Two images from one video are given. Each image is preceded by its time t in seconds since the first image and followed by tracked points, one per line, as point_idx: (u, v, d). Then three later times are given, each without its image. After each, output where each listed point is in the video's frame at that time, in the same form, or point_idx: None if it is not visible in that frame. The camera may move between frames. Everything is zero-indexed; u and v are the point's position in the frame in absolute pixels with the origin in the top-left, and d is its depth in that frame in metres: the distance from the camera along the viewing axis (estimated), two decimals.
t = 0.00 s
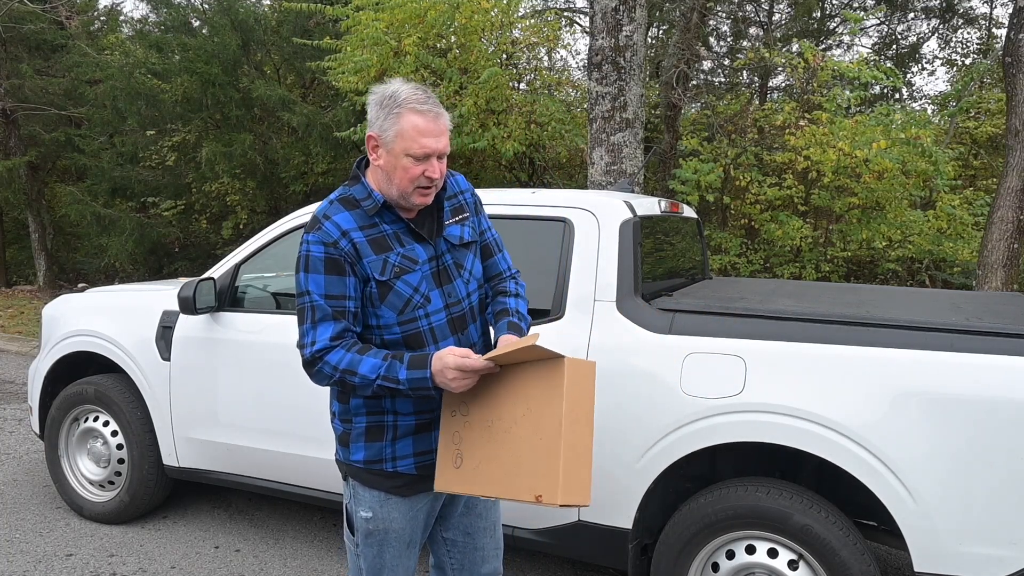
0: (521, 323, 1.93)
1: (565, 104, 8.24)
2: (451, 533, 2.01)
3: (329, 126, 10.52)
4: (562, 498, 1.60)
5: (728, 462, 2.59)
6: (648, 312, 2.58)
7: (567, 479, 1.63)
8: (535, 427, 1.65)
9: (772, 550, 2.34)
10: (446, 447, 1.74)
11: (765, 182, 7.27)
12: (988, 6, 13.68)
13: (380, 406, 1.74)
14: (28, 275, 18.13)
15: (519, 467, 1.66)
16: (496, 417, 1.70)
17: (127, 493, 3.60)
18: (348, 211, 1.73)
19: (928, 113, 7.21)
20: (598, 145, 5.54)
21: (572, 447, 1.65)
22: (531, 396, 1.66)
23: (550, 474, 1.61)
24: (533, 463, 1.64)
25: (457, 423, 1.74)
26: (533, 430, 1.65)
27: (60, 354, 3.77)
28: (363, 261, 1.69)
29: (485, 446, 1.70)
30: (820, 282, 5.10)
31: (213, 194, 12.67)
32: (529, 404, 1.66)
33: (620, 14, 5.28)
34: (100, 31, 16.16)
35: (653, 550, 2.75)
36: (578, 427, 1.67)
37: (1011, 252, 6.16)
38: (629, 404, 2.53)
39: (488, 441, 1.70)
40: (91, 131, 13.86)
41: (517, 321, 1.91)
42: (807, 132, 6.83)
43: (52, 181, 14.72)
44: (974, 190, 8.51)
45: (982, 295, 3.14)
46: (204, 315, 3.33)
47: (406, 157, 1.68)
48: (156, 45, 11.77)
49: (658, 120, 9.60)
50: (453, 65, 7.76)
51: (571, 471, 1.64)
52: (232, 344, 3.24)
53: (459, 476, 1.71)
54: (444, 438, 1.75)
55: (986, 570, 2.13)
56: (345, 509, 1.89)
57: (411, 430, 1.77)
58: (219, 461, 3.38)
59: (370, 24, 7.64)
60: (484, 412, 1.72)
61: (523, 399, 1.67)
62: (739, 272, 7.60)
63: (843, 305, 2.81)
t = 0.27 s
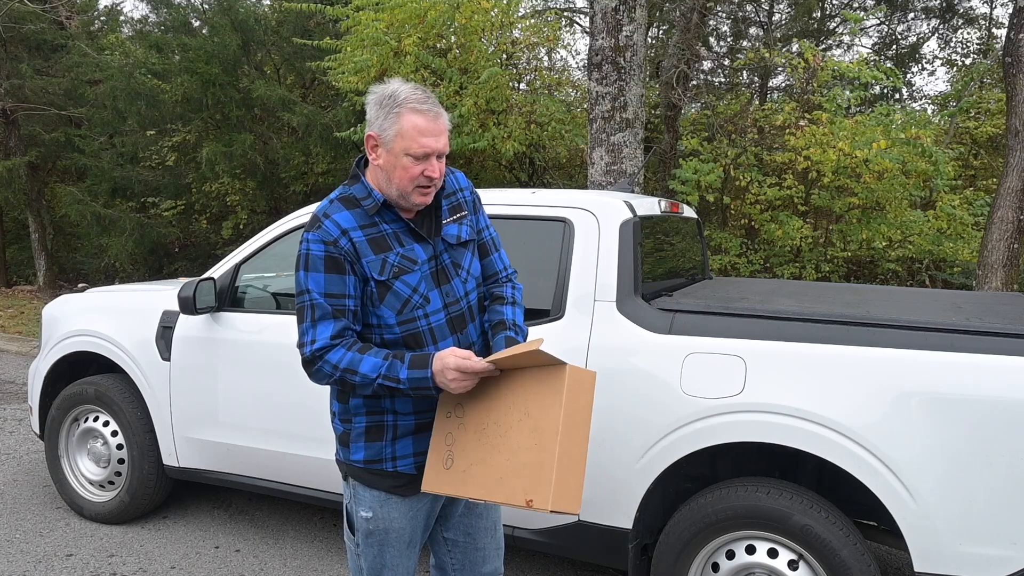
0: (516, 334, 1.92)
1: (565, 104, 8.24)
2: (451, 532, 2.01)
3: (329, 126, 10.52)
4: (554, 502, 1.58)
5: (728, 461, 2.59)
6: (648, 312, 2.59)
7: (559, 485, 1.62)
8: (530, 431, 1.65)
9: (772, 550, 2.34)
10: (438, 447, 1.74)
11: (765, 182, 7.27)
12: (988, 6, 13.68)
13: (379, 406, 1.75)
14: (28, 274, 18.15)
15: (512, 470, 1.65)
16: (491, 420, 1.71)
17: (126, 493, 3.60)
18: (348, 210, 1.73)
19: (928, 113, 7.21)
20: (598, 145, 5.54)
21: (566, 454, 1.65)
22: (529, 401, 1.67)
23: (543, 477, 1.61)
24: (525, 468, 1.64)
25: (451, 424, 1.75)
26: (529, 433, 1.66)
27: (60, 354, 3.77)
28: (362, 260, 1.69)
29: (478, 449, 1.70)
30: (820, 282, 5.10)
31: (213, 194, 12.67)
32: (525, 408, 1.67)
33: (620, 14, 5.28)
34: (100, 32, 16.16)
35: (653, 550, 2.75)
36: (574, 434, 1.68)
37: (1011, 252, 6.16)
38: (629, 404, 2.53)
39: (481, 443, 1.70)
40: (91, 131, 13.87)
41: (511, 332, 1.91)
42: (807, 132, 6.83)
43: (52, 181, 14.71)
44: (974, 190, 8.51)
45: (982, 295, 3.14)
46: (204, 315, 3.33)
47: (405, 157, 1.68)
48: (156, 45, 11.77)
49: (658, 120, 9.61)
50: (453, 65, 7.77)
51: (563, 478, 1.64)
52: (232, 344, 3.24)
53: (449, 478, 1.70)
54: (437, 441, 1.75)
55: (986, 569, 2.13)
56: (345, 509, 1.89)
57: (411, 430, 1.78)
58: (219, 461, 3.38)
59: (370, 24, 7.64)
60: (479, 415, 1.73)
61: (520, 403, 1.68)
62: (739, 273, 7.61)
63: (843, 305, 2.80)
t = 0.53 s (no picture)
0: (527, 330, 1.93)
1: (565, 104, 8.24)
2: (451, 533, 2.01)
3: (329, 126, 10.51)
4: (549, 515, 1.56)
5: (728, 461, 2.59)
6: (648, 312, 2.58)
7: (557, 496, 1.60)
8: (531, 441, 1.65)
9: (772, 550, 2.34)
10: (435, 447, 1.74)
11: (765, 182, 7.26)
12: (988, 6, 13.68)
13: (380, 406, 1.74)
14: (28, 275, 18.15)
15: (508, 477, 1.65)
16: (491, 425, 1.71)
17: (127, 493, 3.60)
18: (350, 209, 1.73)
19: (928, 113, 7.21)
20: (598, 145, 5.54)
21: (567, 467, 1.63)
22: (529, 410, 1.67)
23: (539, 488, 1.60)
24: (522, 476, 1.63)
25: (449, 425, 1.76)
26: (528, 443, 1.65)
27: (60, 354, 3.77)
28: (364, 259, 1.69)
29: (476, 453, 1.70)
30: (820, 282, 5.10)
31: (213, 194, 12.67)
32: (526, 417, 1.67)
33: (620, 14, 5.28)
34: (100, 32, 16.16)
35: (653, 550, 2.75)
36: (575, 449, 1.66)
37: (1011, 253, 6.16)
38: (629, 404, 2.52)
39: (479, 446, 1.70)
40: (91, 131, 13.87)
41: (521, 325, 1.92)
42: (807, 132, 6.83)
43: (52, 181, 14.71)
44: (974, 190, 8.52)
45: (982, 295, 3.14)
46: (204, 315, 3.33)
47: (407, 157, 1.68)
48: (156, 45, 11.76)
49: (658, 120, 9.61)
50: (453, 65, 7.77)
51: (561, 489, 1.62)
52: (232, 344, 3.24)
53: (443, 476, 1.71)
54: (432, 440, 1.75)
55: (986, 570, 2.12)
56: (345, 509, 1.89)
57: (411, 429, 1.78)
58: (219, 461, 3.38)
59: (370, 24, 7.64)
60: (480, 419, 1.73)
61: (521, 413, 1.68)
62: (739, 272, 7.61)
63: (843, 306, 2.80)
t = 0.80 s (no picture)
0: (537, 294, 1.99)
1: (565, 104, 8.24)
2: (451, 534, 2.01)
3: (329, 126, 10.51)
4: (605, 503, 1.59)
5: (728, 461, 2.59)
6: (648, 312, 2.58)
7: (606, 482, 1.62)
8: (566, 435, 1.64)
9: (772, 550, 2.34)
10: (472, 455, 1.76)
11: (765, 182, 7.26)
12: (988, 6, 13.68)
13: (380, 405, 1.74)
14: (28, 275, 18.16)
15: (553, 473, 1.66)
16: (521, 425, 1.69)
17: (126, 493, 3.60)
18: (349, 210, 1.73)
19: (928, 113, 7.21)
20: (598, 145, 5.54)
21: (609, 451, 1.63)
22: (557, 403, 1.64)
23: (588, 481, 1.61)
24: (568, 470, 1.64)
25: (478, 430, 1.74)
26: (564, 438, 1.64)
27: (59, 354, 3.77)
28: (365, 259, 1.69)
29: (514, 453, 1.70)
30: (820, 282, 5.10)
31: (213, 194, 12.67)
32: (553, 412, 1.64)
33: (620, 14, 5.28)
34: (100, 32, 16.16)
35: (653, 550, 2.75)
36: (611, 429, 1.64)
37: (1011, 252, 6.16)
38: (629, 404, 2.52)
39: (516, 448, 1.70)
40: (91, 131, 13.87)
41: (531, 294, 1.97)
42: (807, 132, 6.83)
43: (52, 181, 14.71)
44: (974, 190, 8.52)
45: (982, 295, 3.14)
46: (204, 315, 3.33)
47: (406, 157, 1.68)
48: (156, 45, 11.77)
49: (658, 120, 9.61)
50: (453, 65, 7.77)
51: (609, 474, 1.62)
52: (232, 344, 3.24)
53: (489, 481, 1.73)
54: (467, 448, 1.76)
55: (986, 570, 2.13)
56: (345, 509, 1.90)
57: (412, 429, 1.77)
58: (219, 461, 3.38)
59: (370, 24, 7.65)
60: (506, 420, 1.71)
61: (547, 408, 1.65)
62: (740, 272, 7.61)
63: (843, 306, 2.81)
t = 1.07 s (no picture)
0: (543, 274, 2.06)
1: (565, 104, 8.24)
2: (454, 532, 2.01)
3: (329, 126, 10.52)
4: (616, 514, 1.55)
5: (728, 461, 2.59)
6: (648, 311, 2.58)
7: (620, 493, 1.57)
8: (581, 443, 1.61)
9: (772, 550, 2.34)
10: (490, 447, 1.79)
11: (765, 182, 7.26)
12: (988, 6, 13.69)
13: (387, 405, 1.74)
14: (28, 274, 18.16)
15: (567, 478, 1.64)
16: (539, 426, 1.69)
17: (126, 493, 3.60)
18: (349, 213, 1.72)
19: (928, 113, 7.21)
20: (598, 145, 5.54)
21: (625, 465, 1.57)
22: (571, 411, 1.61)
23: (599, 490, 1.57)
24: (581, 477, 1.61)
25: (494, 424, 1.78)
26: (579, 445, 1.61)
27: (59, 354, 3.77)
28: (369, 260, 1.69)
29: (531, 453, 1.71)
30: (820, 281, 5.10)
31: (213, 194, 12.68)
32: (570, 418, 1.62)
33: (620, 14, 5.28)
34: (100, 32, 16.17)
35: (653, 550, 2.75)
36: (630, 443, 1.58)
37: (1011, 253, 6.16)
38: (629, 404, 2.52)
39: (531, 446, 1.71)
40: (91, 131, 13.87)
41: (541, 271, 2.03)
42: (807, 132, 6.83)
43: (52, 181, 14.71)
44: (974, 190, 8.52)
45: (981, 295, 3.14)
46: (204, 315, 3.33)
47: (402, 159, 1.68)
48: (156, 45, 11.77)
49: (658, 120, 9.61)
50: (453, 65, 7.77)
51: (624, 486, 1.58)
52: (232, 344, 3.24)
53: (505, 476, 1.76)
54: (483, 440, 1.80)
55: (986, 569, 2.13)
56: (349, 509, 1.90)
57: (419, 426, 1.77)
58: (219, 461, 3.39)
59: (370, 24, 7.65)
60: (522, 419, 1.72)
61: (564, 413, 1.63)
62: (739, 272, 7.61)
63: (843, 306, 2.81)
